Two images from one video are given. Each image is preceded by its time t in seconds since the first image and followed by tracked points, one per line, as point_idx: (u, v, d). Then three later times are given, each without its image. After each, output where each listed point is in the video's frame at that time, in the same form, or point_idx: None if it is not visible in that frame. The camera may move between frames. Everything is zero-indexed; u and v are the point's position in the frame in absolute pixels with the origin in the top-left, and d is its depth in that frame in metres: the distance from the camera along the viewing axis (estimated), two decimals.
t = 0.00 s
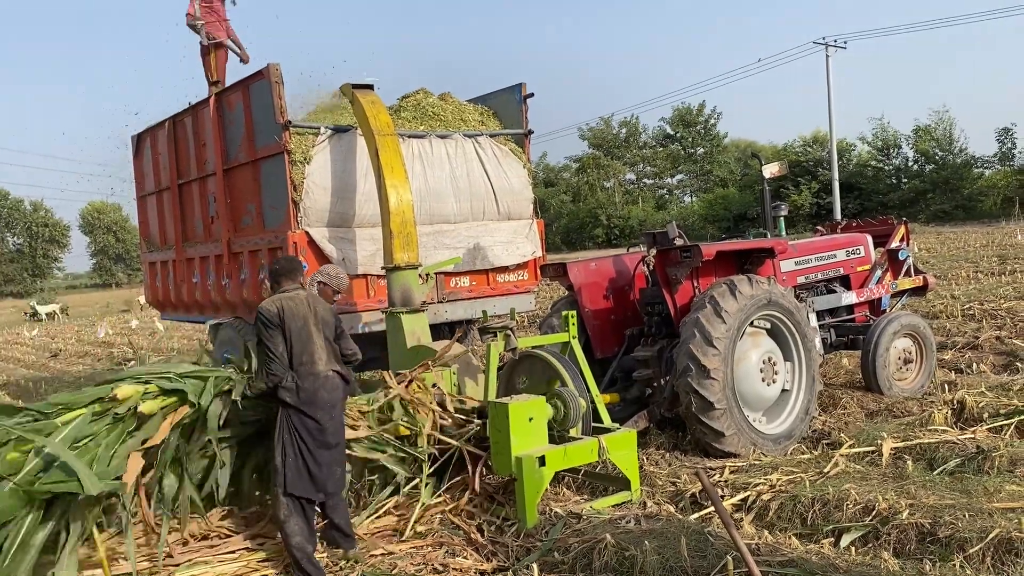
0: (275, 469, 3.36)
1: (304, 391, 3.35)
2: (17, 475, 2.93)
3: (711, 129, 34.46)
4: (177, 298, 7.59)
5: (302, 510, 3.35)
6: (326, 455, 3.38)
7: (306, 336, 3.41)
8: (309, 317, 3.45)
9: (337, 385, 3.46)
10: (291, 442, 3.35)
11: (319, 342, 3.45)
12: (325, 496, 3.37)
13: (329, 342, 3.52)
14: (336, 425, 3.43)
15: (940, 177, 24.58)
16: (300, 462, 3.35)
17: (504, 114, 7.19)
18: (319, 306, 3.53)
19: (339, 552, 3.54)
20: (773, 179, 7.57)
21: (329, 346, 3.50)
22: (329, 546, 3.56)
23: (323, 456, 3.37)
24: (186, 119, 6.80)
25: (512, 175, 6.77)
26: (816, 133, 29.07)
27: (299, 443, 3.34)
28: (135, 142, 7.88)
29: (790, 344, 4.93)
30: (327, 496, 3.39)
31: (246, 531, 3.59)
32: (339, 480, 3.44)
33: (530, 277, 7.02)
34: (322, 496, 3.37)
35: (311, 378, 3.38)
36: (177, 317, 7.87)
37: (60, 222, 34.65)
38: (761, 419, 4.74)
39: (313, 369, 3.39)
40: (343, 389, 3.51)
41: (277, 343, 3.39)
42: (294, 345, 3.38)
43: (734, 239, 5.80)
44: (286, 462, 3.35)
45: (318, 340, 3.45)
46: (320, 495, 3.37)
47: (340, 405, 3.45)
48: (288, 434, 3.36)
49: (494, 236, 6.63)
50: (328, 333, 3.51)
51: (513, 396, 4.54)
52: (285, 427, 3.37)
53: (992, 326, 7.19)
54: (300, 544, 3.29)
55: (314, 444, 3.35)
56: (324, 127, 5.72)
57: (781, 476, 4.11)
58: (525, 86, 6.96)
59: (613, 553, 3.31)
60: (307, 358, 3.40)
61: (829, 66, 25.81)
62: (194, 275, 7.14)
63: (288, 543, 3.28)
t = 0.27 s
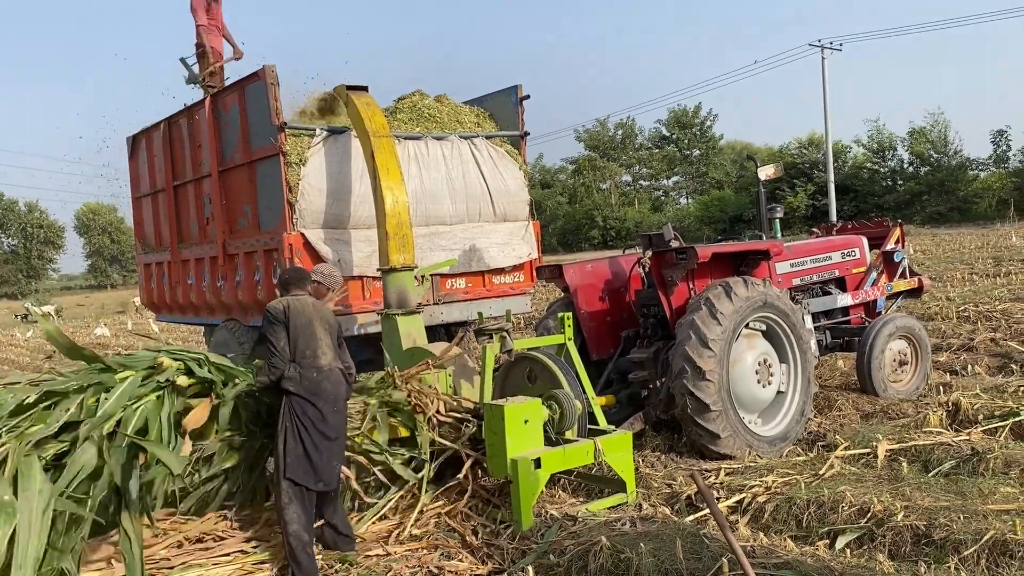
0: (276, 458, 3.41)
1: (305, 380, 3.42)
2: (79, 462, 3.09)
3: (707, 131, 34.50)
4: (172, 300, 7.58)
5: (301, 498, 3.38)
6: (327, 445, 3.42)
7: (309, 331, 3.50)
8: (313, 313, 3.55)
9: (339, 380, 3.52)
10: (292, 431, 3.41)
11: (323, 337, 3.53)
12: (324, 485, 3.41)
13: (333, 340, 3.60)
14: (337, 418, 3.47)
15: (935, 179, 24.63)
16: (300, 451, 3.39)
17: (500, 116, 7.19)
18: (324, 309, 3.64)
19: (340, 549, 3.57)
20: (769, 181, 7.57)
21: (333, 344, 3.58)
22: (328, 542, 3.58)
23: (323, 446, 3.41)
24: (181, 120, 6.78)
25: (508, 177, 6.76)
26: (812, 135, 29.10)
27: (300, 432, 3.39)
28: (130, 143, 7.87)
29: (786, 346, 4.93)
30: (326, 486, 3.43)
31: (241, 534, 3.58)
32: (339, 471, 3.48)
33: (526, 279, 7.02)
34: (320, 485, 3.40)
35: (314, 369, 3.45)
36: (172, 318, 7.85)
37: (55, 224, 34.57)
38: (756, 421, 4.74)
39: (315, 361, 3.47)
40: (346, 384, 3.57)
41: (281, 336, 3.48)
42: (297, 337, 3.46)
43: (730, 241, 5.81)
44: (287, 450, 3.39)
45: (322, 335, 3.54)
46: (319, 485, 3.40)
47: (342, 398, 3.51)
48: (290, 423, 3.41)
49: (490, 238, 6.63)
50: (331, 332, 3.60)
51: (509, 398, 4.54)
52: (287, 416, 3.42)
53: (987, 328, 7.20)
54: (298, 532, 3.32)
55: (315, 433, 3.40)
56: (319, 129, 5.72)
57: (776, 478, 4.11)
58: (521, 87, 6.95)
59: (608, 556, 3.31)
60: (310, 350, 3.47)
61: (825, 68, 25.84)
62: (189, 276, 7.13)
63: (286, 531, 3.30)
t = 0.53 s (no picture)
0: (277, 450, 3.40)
1: (303, 371, 3.42)
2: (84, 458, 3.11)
3: (702, 133, 34.55)
4: (166, 301, 7.56)
5: (302, 488, 3.37)
6: (326, 436, 3.41)
7: (308, 324, 3.51)
8: (313, 308, 3.57)
9: (337, 372, 3.52)
10: (291, 421, 3.39)
11: (321, 331, 3.54)
12: (324, 475, 3.40)
13: (332, 335, 3.61)
14: (336, 409, 3.46)
15: (930, 181, 24.70)
16: (300, 442, 3.38)
17: (495, 117, 7.19)
18: (325, 306, 3.65)
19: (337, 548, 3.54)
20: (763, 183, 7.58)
21: (332, 339, 3.59)
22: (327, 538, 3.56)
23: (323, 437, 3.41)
24: (175, 121, 6.77)
25: (503, 178, 6.76)
26: (807, 137, 29.16)
27: (299, 422, 3.38)
28: (124, 144, 7.85)
29: (780, 347, 4.93)
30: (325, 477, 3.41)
31: (234, 536, 3.58)
32: (338, 462, 3.47)
33: (521, 281, 7.01)
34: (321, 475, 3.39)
35: (312, 360, 3.45)
36: (166, 320, 7.83)
37: (49, 224, 34.47)
38: (750, 422, 4.75)
39: (313, 353, 3.47)
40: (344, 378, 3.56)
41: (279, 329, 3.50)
42: (295, 329, 3.47)
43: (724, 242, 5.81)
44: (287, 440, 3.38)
45: (321, 330, 3.54)
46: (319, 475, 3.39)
47: (340, 391, 3.50)
48: (288, 414, 3.40)
49: (485, 239, 6.62)
50: (331, 328, 3.61)
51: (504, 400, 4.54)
52: (285, 407, 3.41)
53: (981, 330, 7.21)
54: (301, 521, 3.31)
55: (314, 423, 3.39)
56: (314, 130, 5.71)
57: (771, 480, 4.11)
58: (516, 89, 6.96)
59: (602, 557, 3.31)
60: (309, 342, 3.48)
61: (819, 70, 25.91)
62: (183, 277, 7.11)
63: (289, 520, 3.29)
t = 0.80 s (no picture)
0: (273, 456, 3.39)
1: (297, 378, 3.40)
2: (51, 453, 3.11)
3: (696, 134, 34.60)
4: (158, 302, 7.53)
5: (299, 497, 3.36)
6: (322, 443, 3.40)
7: (302, 327, 3.49)
8: (307, 311, 3.54)
9: (331, 377, 3.50)
10: (287, 428, 3.37)
11: (315, 335, 3.52)
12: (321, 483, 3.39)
13: (326, 339, 3.59)
14: (331, 416, 3.45)
15: (922, 182, 24.78)
16: (296, 450, 3.37)
17: (489, 118, 7.18)
18: (319, 308, 3.63)
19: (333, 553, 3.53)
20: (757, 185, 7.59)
21: (326, 342, 3.57)
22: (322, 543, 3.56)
23: (319, 445, 3.39)
24: (168, 121, 6.74)
25: (496, 179, 6.75)
26: (800, 138, 29.23)
27: (295, 430, 3.37)
28: (116, 144, 7.82)
29: (774, 349, 4.93)
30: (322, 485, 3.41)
31: (227, 538, 3.56)
32: (335, 469, 3.46)
33: (515, 282, 7.00)
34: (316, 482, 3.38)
35: (306, 366, 3.43)
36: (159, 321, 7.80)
37: (41, 225, 34.34)
38: (744, 424, 4.75)
39: (307, 358, 3.45)
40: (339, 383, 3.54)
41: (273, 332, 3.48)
42: (289, 333, 3.46)
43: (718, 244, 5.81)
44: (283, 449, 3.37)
45: (314, 333, 3.52)
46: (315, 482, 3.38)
47: (335, 396, 3.48)
48: (283, 421, 3.38)
49: (479, 241, 6.61)
50: (325, 331, 3.59)
51: (497, 401, 4.53)
52: (280, 414, 3.39)
53: (974, 331, 7.23)
54: (298, 532, 3.31)
55: (310, 431, 3.38)
56: (307, 131, 5.69)
57: (765, 481, 4.11)
58: (510, 90, 6.95)
59: (596, 559, 3.30)
60: (303, 346, 3.46)
61: (812, 72, 25.97)
62: (175, 278, 7.08)
63: (289, 530, 3.30)
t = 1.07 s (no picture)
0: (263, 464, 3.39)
1: (287, 384, 3.39)
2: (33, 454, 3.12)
3: (688, 136, 34.68)
4: (150, 303, 7.50)
5: (290, 505, 3.37)
6: (313, 450, 3.40)
7: (293, 333, 3.47)
8: (299, 316, 3.52)
9: (321, 383, 3.48)
10: (276, 436, 3.37)
11: (306, 340, 3.51)
12: (313, 490, 3.40)
13: (318, 344, 3.57)
14: (322, 422, 3.44)
15: (913, 184, 24.89)
16: (286, 457, 3.38)
17: (482, 119, 7.18)
18: (313, 313, 3.61)
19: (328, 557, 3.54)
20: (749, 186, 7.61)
21: (317, 348, 3.55)
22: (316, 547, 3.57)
23: (309, 452, 3.39)
24: (160, 122, 6.72)
25: (489, 180, 6.75)
26: (791, 140, 29.32)
27: (285, 437, 3.37)
28: (108, 145, 7.79)
29: (766, 350, 4.94)
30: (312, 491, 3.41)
31: (219, 540, 3.55)
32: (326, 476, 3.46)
33: (508, 283, 7.00)
34: (305, 490, 3.39)
35: (296, 372, 3.42)
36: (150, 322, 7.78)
37: (31, 226, 34.18)
38: (737, 425, 4.76)
39: (297, 364, 3.44)
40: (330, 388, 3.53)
41: (263, 338, 3.46)
42: (279, 339, 3.44)
43: (711, 245, 5.82)
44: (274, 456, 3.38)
45: (305, 339, 3.51)
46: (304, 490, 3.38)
47: (326, 402, 3.48)
48: (272, 428, 3.38)
49: (472, 242, 6.61)
50: (317, 336, 3.57)
51: (490, 402, 4.52)
52: (270, 421, 3.39)
53: (965, 332, 7.27)
54: (291, 539, 3.32)
55: (300, 438, 3.38)
56: (300, 131, 5.68)
57: (757, 482, 4.12)
58: (503, 91, 6.95)
59: (590, 560, 3.30)
60: (292, 352, 3.44)
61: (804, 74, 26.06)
62: (167, 279, 7.06)
63: (277, 539, 3.31)
